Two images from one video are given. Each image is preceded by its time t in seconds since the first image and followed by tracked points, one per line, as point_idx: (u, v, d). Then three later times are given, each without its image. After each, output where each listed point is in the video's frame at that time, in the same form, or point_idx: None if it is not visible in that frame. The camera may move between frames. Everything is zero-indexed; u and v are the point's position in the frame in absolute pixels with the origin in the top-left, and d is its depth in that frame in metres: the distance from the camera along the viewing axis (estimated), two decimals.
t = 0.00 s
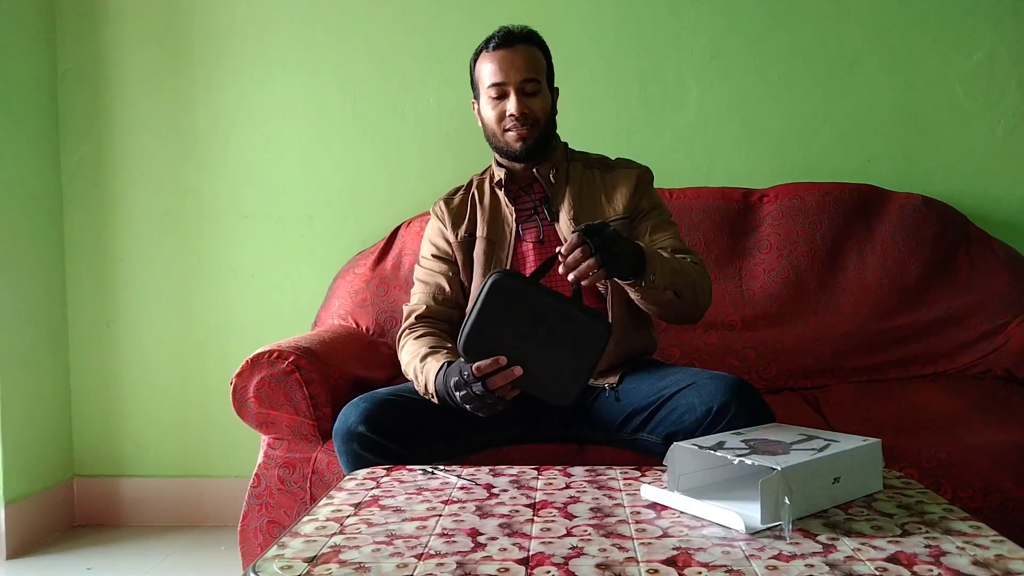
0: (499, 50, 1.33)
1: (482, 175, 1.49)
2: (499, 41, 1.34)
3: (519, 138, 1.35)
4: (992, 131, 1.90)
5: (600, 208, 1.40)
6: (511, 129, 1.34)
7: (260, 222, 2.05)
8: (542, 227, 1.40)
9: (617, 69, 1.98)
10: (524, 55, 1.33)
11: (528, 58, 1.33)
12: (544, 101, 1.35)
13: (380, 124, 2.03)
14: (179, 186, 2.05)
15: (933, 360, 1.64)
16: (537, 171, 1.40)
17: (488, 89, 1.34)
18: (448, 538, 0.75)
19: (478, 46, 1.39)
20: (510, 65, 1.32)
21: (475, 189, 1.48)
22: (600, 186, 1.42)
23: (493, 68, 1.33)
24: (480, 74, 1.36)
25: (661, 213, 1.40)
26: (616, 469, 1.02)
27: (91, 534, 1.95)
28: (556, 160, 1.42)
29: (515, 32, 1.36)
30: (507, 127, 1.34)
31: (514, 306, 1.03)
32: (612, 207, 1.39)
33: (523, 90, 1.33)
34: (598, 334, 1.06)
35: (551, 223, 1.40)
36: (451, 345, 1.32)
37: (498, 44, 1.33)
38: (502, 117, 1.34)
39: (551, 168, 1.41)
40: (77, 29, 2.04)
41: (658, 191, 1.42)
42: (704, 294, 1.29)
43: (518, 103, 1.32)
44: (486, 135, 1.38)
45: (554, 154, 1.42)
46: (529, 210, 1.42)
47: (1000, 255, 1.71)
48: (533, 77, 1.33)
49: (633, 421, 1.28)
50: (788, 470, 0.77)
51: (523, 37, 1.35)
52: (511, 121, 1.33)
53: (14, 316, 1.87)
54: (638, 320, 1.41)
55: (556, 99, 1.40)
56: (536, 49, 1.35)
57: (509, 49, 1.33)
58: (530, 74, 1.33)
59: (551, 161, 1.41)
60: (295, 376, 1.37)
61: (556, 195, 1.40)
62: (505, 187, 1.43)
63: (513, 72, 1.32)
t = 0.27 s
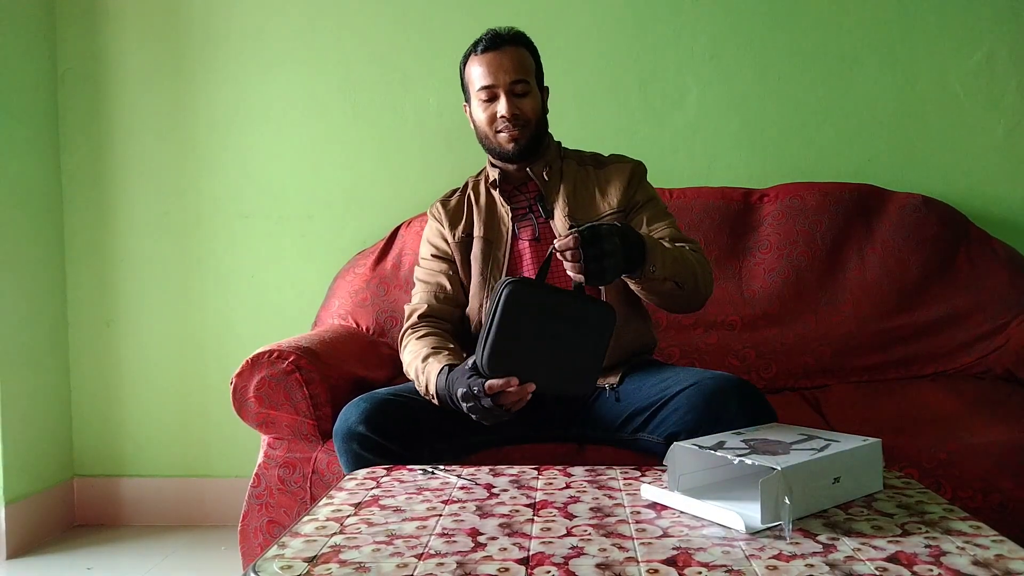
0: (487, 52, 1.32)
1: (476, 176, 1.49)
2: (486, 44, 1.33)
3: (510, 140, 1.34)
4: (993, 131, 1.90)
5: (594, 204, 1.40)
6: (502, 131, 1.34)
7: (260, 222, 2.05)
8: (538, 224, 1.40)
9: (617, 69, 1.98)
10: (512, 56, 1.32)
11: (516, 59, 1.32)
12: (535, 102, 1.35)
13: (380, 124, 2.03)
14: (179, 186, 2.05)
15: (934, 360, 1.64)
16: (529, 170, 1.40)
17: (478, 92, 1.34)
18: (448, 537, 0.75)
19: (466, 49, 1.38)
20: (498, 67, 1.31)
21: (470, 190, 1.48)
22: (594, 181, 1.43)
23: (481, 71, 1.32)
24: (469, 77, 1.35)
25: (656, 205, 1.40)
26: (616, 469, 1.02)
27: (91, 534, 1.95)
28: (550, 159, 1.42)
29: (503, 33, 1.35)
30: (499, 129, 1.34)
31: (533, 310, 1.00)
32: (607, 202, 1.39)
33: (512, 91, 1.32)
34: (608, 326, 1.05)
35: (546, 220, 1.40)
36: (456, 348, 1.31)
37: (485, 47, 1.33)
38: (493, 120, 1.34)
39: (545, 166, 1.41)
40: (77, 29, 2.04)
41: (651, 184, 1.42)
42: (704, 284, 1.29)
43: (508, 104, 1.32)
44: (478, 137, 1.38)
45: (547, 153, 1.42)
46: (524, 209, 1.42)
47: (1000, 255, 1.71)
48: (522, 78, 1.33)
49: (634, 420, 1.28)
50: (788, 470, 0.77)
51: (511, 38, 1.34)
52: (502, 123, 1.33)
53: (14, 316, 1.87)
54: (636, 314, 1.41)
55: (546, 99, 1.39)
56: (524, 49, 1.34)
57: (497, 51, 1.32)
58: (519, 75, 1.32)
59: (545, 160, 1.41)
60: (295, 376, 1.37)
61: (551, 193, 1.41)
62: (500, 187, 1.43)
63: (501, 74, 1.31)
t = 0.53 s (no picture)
0: (496, 49, 1.32)
1: (481, 173, 1.50)
2: (496, 40, 1.33)
3: (517, 137, 1.35)
4: (993, 132, 1.90)
5: (594, 205, 1.40)
6: (508, 128, 1.34)
7: (261, 223, 2.05)
8: (538, 222, 1.40)
9: (617, 70, 1.98)
10: (520, 53, 1.32)
11: (525, 56, 1.32)
12: (542, 99, 1.35)
13: (380, 124, 2.03)
14: (179, 186, 2.05)
15: (934, 360, 1.64)
16: (533, 168, 1.41)
17: (485, 88, 1.34)
18: (448, 537, 0.75)
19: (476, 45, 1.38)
20: (506, 64, 1.31)
21: (473, 186, 1.49)
22: (596, 182, 1.43)
23: (489, 67, 1.32)
24: (478, 72, 1.35)
25: (656, 209, 1.40)
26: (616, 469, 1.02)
27: (92, 534, 1.95)
28: (553, 158, 1.42)
29: (513, 30, 1.35)
30: (505, 125, 1.34)
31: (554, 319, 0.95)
32: (607, 203, 1.39)
33: (520, 88, 1.32)
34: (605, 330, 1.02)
35: (546, 219, 1.40)
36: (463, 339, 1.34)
37: (495, 43, 1.33)
38: (500, 116, 1.34)
39: (549, 165, 1.42)
40: (77, 29, 2.04)
41: (654, 188, 1.42)
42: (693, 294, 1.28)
43: (515, 101, 1.32)
44: (485, 133, 1.38)
45: (551, 152, 1.42)
46: (526, 207, 1.43)
47: (1000, 255, 1.71)
48: (530, 76, 1.33)
49: (635, 419, 1.26)
50: (788, 471, 0.77)
51: (520, 35, 1.34)
52: (509, 120, 1.33)
53: (14, 316, 1.87)
54: (634, 314, 1.42)
55: (554, 97, 1.40)
56: (533, 46, 1.34)
57: (505, 47, 1.32)
58: (527, 73, 1.32)
59: (549, 159, 1.42)
60: (295, 376, 1.37)
61: (553, 192, 1.41)
62: (502, 184, 1.44)
63: (509, 71, 1.31)
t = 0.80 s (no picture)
0: (536, 44, 1.30)
1: (501, 161, 1.50)
2: (538, 35, 1.31)
3: (540, 134, 1.35)
4: (992, 131, 1.90)
5: (608, 210, 1.42)
6: (534, 124, 1.34)
7: (261, 222, 2.05)
8: (550, 219, 1.41)
9: (617, 69, 1.98)
10: (560, 54, 1.30)
11: (564, 57, 1.30)
12: (572, 102, 1.34)
13: (380, 124, 2.03)
14: (179, 186, 2.05)
15: (933, 360, 1.64)
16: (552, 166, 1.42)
17: (518, 81, 1.33)
18: (448, 537, 0.75)
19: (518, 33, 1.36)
20: (544, 62, 1.29)
21: (492, 173, 1.49)
22: (613, 187, 1.44)
23: (526, 61, 1.31)
24: (514, 63, 1.33)
25: (667, 223, 1.41)
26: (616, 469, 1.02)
27: (91, 534, 1.95)
28: (574, 159, 1.44)
29: (556, 27, 1.33)
30: (531, 122, 1.34)
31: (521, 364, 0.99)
32: (621, 209, 1.41)
33: (553, 88, 1.31)
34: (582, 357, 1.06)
35: (558, 217, 1.41)
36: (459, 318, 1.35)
37: (536, 38, 1.31)
38: (528, 111, 1.33)
39: (569, 165, 1.43)
40: (77, 29, 2.04)
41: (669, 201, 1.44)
42: (683, 309, 1.28)
43: (546, 100, 1.31)
44: (510, 123, 1.38)
45: (574, 153, 1.43)
46: (541, 202, 1.43)
47: (1000, 255, 1.71)
48: (565, 78, 1.31)
49: (637, 419, 1.26)
50: (788, 470, 0.77)
51: (561, 34, 1.32)
52: (536, 117, 1.33)
53: (14, 316, 1.87)
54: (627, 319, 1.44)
55: (584, 100, 1.39)
56: (572, 48, 1.33)
57: (546, 45, 1.30)
58: (562, 74, 1.31)
59: (570, 159, 1.43)
60: (295, 376, 1.37)
61: (569, 192, 1.43)
62: (520, 176, 1.45)
63: (545, 70, 1.30)
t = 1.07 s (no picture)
0: (582, 47, 1.32)
1: (523, 154, 1.49)
2: (585, 37, 1.32)
3: (570, 137, 1.36)
4: (992, 131, 1.90)
5: (630, 216, 1.43)
6: (565, 126, 1.35)
7: (261, 222, 2.05)
8: (568, 220, 1.40)
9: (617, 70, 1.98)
10: (603, 61, 1.32)
11: (607, 65, 1.32)
12: (607, 110, 1.36)
13: (380, 124, 2.03)
14: (179, 186, 2.05)
15: (933, 360, 1.64)
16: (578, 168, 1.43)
17: (557, 80, 1.34)
18: (448, 537, 0.75)
19: (563, 31, 1.37)
20: (586, 66, 1.31)
21: (511, 165, 1.47)
22: (635, 196, 1.45)
23: (569, 62, 1.32)
24: (556, 61, 1.35)
25: (687, 236, 1.42)
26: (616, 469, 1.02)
27: (91, 534, 1.95)
28: (599, 163, 1.44)
29: (606, 32, 1.34)
30: (563, 123, 1.35)
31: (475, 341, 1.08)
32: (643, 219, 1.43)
33: (591, 93, 1.33)
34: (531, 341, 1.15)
35: (579, 219, 1.40)
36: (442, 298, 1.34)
37: (583, 40, 1.32)
38: (562, 112, 1.35)
39: (592, 169, 1.44)
40: (77, 29, 2.04)
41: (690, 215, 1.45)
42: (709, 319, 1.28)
43: (582, 104, 1.32)
44: (543, 120, 1.39)
45: (599, 157, 1.44)
46: (558, 200, 1.42)
47: (1000, 255, 1.71)
48: (604, 86, 1.33)
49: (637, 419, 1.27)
50: (788, 471, 0.77)
51: (609, 40, 1.34)
52: (570, 120, 1.34)
53: (14, 316, 1.87)
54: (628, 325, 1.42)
55: (618, 110, 1.41)
56: (616, 57, 1.34)
57: (592, 49, 1.31)
58: (603, 81, 1.32)
59: (594, 163, 1.44)
60: (295, 376, 1.37)
61: (591, 195, 1.43)
62: (541, 172, 1.43)
63: (587, 74, 1.31)
